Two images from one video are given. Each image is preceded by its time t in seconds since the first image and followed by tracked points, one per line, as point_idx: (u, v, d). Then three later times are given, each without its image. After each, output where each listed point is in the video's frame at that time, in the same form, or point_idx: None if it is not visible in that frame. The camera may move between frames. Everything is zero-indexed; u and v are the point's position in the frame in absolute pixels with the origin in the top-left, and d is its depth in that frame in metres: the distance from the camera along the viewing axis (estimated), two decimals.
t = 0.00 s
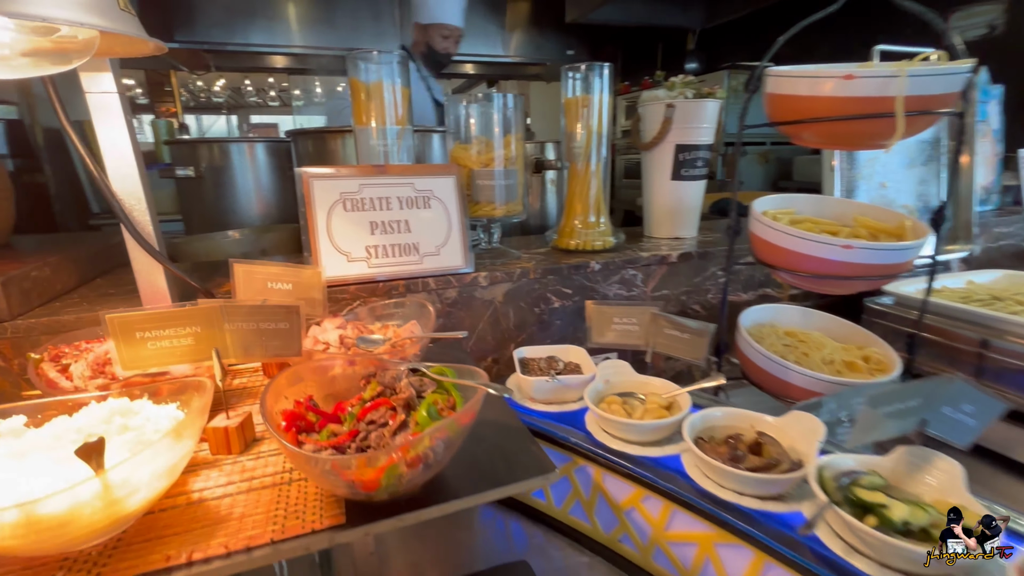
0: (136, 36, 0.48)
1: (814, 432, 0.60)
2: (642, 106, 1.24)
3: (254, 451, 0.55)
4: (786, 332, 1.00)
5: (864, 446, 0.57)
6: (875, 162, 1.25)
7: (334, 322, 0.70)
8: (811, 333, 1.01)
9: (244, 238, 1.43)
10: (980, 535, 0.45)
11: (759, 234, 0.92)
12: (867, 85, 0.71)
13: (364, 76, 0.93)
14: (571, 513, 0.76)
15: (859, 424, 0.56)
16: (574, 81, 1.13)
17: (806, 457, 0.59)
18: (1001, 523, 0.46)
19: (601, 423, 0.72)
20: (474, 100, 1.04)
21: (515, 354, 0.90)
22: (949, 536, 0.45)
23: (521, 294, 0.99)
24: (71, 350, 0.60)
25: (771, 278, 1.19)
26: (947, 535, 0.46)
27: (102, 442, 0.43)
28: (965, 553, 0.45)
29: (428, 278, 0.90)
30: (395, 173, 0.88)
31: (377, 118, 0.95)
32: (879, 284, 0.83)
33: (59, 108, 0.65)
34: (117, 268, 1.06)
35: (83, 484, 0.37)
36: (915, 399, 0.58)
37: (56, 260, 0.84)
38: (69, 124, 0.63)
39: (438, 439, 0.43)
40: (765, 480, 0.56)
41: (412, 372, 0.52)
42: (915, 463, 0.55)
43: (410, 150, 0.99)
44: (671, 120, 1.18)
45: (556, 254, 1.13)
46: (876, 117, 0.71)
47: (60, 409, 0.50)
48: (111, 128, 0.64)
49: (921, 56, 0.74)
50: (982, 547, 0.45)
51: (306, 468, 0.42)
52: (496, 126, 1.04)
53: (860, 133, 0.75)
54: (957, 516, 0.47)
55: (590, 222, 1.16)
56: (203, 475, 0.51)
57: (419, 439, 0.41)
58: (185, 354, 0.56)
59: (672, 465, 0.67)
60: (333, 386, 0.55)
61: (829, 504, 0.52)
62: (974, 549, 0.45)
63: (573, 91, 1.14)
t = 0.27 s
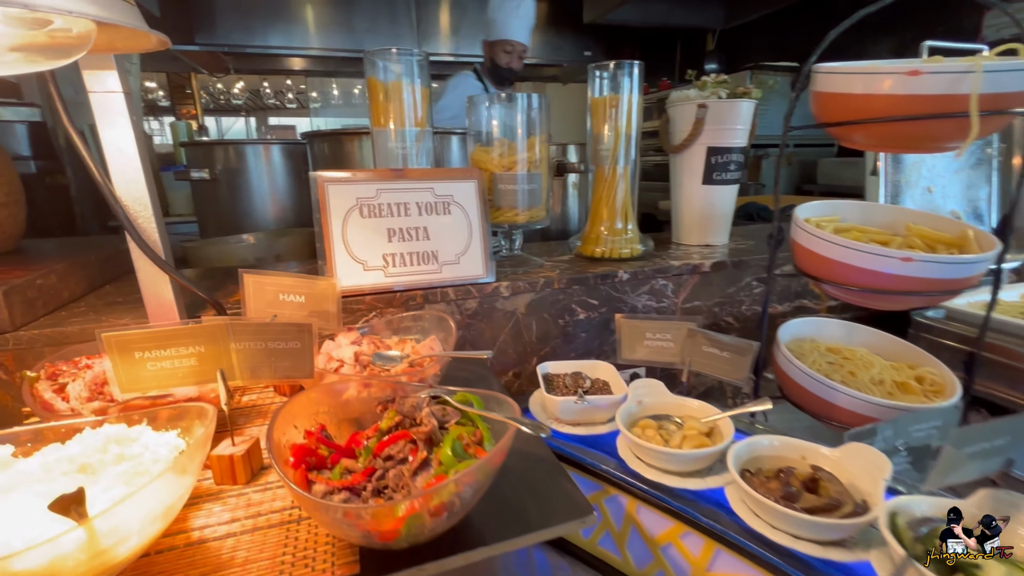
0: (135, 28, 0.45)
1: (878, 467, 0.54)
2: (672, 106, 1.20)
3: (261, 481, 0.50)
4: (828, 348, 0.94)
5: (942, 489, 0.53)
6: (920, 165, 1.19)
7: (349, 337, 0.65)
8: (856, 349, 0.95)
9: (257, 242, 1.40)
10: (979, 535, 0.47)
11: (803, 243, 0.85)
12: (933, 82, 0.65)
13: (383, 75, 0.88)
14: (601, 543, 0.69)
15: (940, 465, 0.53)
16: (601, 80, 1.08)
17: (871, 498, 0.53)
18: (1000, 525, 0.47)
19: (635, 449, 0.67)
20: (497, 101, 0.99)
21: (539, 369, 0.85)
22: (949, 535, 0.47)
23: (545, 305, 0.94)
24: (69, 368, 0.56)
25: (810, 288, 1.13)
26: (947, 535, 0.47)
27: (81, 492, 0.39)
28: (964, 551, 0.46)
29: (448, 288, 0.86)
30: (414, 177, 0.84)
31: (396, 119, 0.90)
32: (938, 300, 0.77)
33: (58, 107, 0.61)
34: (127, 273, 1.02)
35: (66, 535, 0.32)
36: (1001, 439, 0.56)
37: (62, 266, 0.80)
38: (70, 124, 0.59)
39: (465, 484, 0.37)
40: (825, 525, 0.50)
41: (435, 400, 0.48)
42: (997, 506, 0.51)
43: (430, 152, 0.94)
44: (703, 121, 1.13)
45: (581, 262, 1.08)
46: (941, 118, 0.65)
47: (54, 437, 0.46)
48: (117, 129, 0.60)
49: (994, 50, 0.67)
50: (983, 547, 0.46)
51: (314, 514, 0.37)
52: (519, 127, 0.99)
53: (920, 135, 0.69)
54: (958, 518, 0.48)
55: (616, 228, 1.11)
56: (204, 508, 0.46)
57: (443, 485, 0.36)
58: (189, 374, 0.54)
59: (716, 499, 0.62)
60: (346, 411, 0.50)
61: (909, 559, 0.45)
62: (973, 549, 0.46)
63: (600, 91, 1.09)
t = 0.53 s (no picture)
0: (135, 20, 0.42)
1: (921, 491, 0.51)
2: (691, 106, 1.18)
3: (265, 499, 0.47)
4: (855, 359, 0.91)
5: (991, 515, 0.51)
6: (952, 167, 1.16)
7: (358, 345, 0.63)
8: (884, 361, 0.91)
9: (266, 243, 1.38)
10: (980, 535, 0.45)
11: (832, 249, 0.81)
12: (978, 80, 0.61)
13: (395, 73, 0.86)
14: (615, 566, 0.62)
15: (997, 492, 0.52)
16: (619, 79, 1.05)
17: (915, 524, 0.50)
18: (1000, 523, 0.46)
19: (656, 465, 0.64)
20: (511, 100, 0.96)
21: (554, 378, 0.82)
22: (950, 536, 0.45)
23: (560, 311, 0.91)
24: (69, 376, 0.53)
25: (834, 295, 1.09)
26: (947, 535, 0.46)
27: (68, 523, 0.35)
28: (964, 552, 0.45)
29: (460, 293, 0.83)
30: (426, 179, 0.81)
31: (408, 119, 0.87)
32: (977, 310, 0.73)
33: (59, 105, 0.59)
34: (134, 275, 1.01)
35: (52, 566, 0.30)
36: None
37: (68, 269, 0.79)
38: (71, 123, 0.57)
39: (482, 512, 0.34)
40: (867, 555, 0.47)
41: (448, 417, 0.45)
42: None
43: (442, 153, 0.91)
44: (724, 121, 1.11)
45: (597, 267, 1.05)
46: (985, 118, 0.62)
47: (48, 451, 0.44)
48: (120, 128, 0.58)
49: None
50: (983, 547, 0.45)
51: (319, 543, 0.34)
52: (534, 128, 0.96)
53: (961, 136, 0.65)
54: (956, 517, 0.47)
55: (633, 232, 1.08)
56: (204, 528, 0.44)
57: (459, 515, 0.33)
58: (191, 386, 0.51)
59: (744, 521, 0.58)
60: (354, 425, 0.47)
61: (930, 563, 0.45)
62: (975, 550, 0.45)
63: (618, 90, 1.06)
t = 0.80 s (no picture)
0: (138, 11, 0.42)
1: (938, 497, 0.50)
2: (700, 103, 1.16)
3: (267, 496, 0.47)
4: (868, 360, 0.90)
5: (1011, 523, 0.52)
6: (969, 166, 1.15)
7: (362, 342, 0.63)
8: (898, 362, 0.89)
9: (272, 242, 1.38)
10: (980, 535, 0.45)
11: (845, 247, 0.80)
12: (998, 74, 0.59)
13: (401, 69, 0.85)
14: (626, 566, 0.63)
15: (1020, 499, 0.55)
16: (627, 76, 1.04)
17: (932, 530, 0.48)
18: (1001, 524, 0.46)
19: (664, 467, 0.63)
20: (518, 96, 0.95)
21: (560, 377, 0.81)
22: (949, 536, 0.46)
23: (567, 310, 0.90)
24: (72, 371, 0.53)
25: (846, 296, 1.08)
26: (946, 535, 0.46)
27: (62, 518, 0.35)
28: (964, 552, 0.45)
29: (466, 291, 0.82)
30: (432, 176, 0.80)
31: (414, 115, 0.87)
32: (994, 310, 0.71)
33: (65, 100, 0.59)
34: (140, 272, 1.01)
35: (46, 563, 0.29)
36: None
37: (74, 264, 0.79)
38: (76, 117, 0.57)
39: (485, 513, 0.34)
40: (882, 561, 0.45)
41: (452, 416, 0.44)
42: None
43: (448, 150, 0.91)
44: (734, 119, 1.10)
45: (604, 266, 1.03)
46: (1005, 112, 0.60)
47: (48, 446, 0.44)
48: (125, 122, 0.58)
49: None
50: (982, 546, 0.45)
51: (318, 542, 0.34)
52: (541, 125, 0.95)
53: (980, 132, 0.64)
54: (956, 517, 0.46)
55: (641, 230, 1.06)
56: (205, 525, 0.43)
57: (461, 516, 0.32)
58: (193, 382, 0.51)
59: (753, 525, 0.57)
60: (356, 422, 0.46)
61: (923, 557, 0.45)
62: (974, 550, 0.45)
63: (626, 87, 1.05)
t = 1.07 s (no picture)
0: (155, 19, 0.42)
1: (948, 502, 0.49)
2: (708, 107, 1.16)
3: (276, 496, 0.47)
4: (878, 364, 0.89)
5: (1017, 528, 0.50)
6: (980, 169, 1.14)
7: (370, 344, 0.63)
8: (908, 366, 0.89)
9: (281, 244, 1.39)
10: (980, 535, 0.46)
11: (854, 250, 0.79)
12: (1009, 76, 0.59)
13: (409, 74, 0.86)
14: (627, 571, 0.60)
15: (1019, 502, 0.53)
16: (634, 79, 1.04)
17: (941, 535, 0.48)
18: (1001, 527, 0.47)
19: (671, 470, 0.63)
20: (525, 100, 0.96)
21: (566, 380, 0.82)
22: (949, 536, 0.46)
23: (573, 313, 0.90)
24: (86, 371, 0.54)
25: (855, 300, 1.08)
26: (947, 535, 0.46)
27: (78, 515, 0.35)
28: (964, 552, 0.45)
29: (473, 294, 0.83)
30: (439, 179, 0.81)
31: (422, 119, 0.87)
32: (1006, 315, 0.70)
33: (81, 105, 0.60)
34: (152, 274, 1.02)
35: (63, 558, 0.30)
36: None
37: (88, 266, 0.80)
38: (92, 122, 0.58)
39: (493, 514, 0.34)
40: (892, 566, 0.45)
41: (459, 417, 0.45)
42: None
43: (456, 154, 0.91)
44: (741, 122, 1.10)
45: (611, 269, 1.04)
46: (1016, 114, 0.60)
47: (63, 445, 0.44)
48: (139, 126, 0.59)
49: None
50: (981, 546, 0.45)
51: (327, 541, 0.34)
52: (548, 129, 0.95)
53: (990, 134, 0.63)
54: (956, 517, 0.47)
55: (648, 233, 1.06)
56: (215, 524, 0.43)
57: (469, 517, 0.32)
58: (204, 382, 0.51)
59: (761, 529, 0.57)
60: (364, 423, 0.47)
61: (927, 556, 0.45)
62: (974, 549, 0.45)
63: (633, 91, 1.05)
